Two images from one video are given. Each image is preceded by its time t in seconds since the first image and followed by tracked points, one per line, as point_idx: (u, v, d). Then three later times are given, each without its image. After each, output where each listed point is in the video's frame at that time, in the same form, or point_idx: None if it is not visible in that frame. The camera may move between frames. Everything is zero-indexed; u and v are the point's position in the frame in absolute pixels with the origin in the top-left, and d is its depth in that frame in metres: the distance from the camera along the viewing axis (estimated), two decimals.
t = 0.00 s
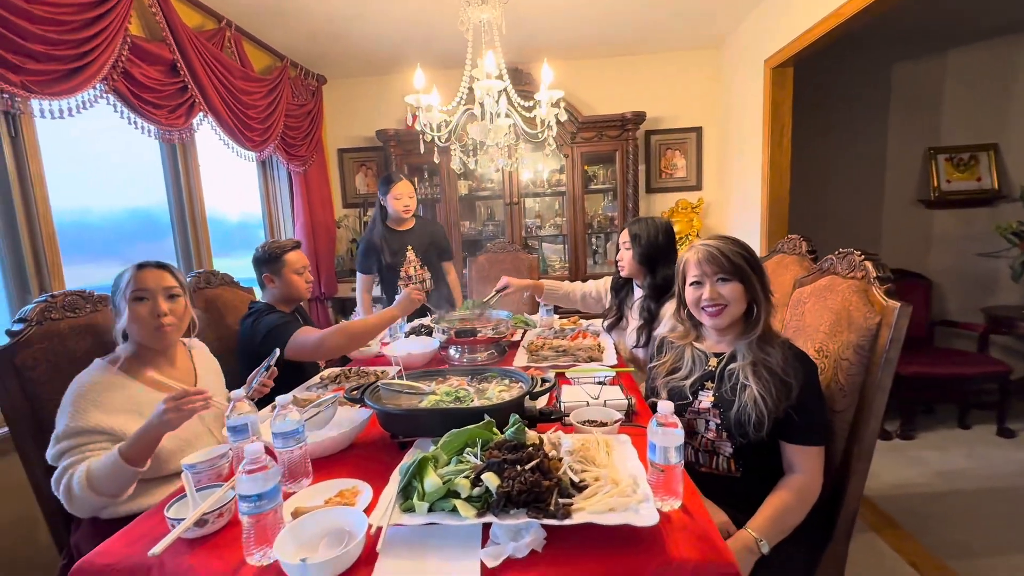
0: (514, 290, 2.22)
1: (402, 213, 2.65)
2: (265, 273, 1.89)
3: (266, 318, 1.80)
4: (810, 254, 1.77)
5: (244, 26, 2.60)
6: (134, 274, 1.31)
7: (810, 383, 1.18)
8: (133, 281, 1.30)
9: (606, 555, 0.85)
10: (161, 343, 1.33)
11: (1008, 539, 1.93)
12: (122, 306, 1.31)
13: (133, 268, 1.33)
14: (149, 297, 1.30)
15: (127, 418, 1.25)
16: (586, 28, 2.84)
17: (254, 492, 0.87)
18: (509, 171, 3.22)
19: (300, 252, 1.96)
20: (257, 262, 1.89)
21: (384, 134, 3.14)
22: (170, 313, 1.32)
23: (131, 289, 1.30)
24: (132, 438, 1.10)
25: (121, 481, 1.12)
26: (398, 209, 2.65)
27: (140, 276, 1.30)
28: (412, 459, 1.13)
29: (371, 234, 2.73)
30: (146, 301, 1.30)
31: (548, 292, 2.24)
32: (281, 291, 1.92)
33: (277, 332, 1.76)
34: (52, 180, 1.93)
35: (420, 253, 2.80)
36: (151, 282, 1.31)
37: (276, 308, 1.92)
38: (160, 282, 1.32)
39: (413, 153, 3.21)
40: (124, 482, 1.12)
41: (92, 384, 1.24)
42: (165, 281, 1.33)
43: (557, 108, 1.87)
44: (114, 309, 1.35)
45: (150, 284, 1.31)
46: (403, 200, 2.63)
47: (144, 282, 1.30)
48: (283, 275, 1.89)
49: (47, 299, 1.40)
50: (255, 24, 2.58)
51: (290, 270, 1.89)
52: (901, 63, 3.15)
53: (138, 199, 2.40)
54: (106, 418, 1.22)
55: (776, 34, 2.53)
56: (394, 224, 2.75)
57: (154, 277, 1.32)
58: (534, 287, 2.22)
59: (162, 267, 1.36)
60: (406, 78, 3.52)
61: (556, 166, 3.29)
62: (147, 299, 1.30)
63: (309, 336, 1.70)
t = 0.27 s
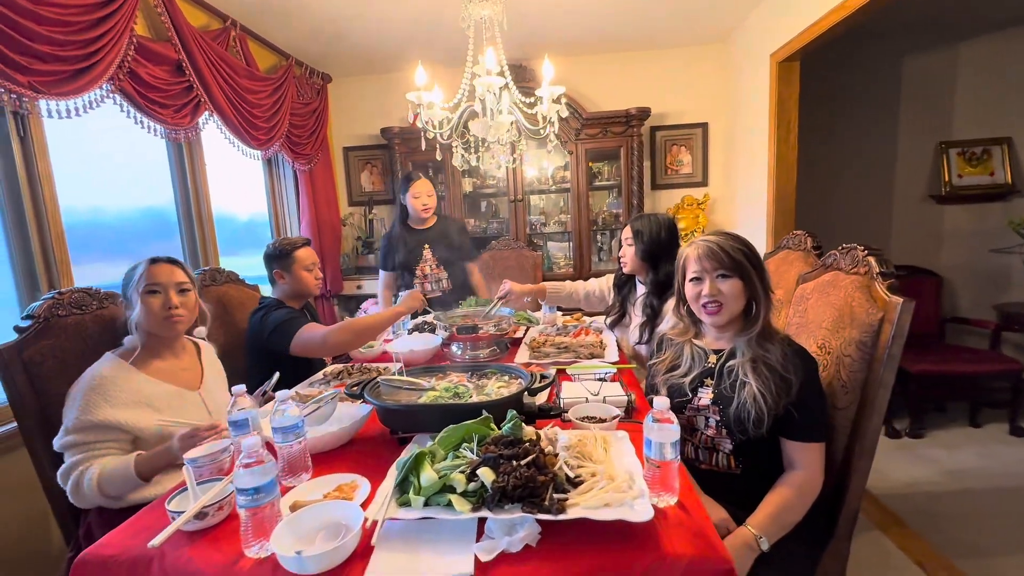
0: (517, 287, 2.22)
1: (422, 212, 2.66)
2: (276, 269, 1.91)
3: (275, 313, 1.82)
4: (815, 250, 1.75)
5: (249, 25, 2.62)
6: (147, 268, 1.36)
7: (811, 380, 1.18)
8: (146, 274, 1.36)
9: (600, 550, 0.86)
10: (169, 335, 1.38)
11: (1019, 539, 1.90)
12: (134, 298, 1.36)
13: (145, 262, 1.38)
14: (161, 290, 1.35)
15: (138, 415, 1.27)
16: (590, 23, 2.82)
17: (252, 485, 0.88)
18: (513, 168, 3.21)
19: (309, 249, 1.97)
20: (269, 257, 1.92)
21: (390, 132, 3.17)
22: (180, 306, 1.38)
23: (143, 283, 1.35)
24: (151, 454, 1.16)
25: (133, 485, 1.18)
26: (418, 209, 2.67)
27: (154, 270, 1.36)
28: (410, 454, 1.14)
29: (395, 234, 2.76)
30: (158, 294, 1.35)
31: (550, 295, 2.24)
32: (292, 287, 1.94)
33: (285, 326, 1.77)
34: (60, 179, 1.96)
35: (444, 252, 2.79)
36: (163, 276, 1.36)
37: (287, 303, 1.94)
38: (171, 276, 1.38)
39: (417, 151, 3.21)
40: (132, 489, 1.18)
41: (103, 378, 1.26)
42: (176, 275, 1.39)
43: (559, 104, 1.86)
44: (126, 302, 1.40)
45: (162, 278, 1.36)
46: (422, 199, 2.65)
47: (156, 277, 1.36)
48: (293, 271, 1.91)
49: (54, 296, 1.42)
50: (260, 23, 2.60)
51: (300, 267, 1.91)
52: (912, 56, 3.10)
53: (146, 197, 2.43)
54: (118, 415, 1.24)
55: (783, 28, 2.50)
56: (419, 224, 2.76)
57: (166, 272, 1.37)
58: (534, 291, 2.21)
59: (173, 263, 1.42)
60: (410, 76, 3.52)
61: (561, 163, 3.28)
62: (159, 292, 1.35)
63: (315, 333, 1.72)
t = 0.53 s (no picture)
0: (520, 284, 2.22)
1: (462, 212, 2.72)
2: (286, 267, 1.94)
3: (283, 310, 1.85)
4: (820, 247, 1.73)
5: (255, 26, 2.64)
6: (174, 268, 1.38)
7: (810, 378, 1.18)
8: (174, 274, 1.38)
9: (595, 546, 0.86)
10: (186, 337, 1.40)
11: None
12: (156, 296, 1.37)
13: (172, 261, 1.40)
14: (187, 291, 1.38)
15: (153, 405, 1.30)
16: (594, 20, 2.81)
17: (253, 479, 0.90)
18: (518, 166, 3.22)
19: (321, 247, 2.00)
20: (280, 255, 1.94)
21: (395, 131, 3.18)
22: (203, 308, 1.41)
23: (169, 282, 1.37)
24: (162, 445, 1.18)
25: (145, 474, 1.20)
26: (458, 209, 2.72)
27: (182, 271, 1.39)
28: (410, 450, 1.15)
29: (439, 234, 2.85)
30: (183, 295, 1.38)
31: (553, 290, 2.24)
32: (302, 284, 1.97)
33: (293, 322, 1.79)
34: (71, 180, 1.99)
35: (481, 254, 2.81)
36: (190, 277, 1.39)
37: (296, 301, 1.97)
38: (197, 277, 1.41)
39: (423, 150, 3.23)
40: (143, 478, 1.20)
41: (122, 369, 1.29)
42: (202, 277, 1.42)
43: (562, 103, 1.86)
44: (144, 297, 1.41)
45: (189, 280, 1.39)
46: (460, 200, 2.70)
47: (184, 278, 1.38)
48: (304, 269, 1.93)
49: (64, 295, 1.45)
50: (266, 24, 2.62)
51: (310, 265, 1.93)
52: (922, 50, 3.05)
53: (155, 197, 2.47)
54: (134, 404, 1.27)
55: (789, 23, 2.48)
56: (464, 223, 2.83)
57: (192, 273, 1.40)
58: (537, 285, 2.21)
59: (198, 264, 1.45)
60: (416, 75, 3.54)
61: (566, 161, 3.28)
62: (185, 293, 1.38)
63: (321, 331, 1.74)
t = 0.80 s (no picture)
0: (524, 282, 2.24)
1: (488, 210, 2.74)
2: (296, 266, 1.98)
3: (292, 309, 1.89)
4: (822, 246, 1.73)
5: (264, 29, 2.69)
6: (198, 272, 1.41)
7: (807, 378, 1.18)
8: (199, 278, 1.41)
9: (587, 542, 0.88)
10: (201, 334, 1.45)
11: None
12: (179, 295, 1.40)
13: (197, 263, 1.43)
14: (209, 295, 1.42)
15: (162, 401, 1.35)
16: (599, 19, 2.82)
17: (257, 473, 0.93)
18: (523, 166, 3.24)
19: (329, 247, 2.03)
20: (289, 255, 1.98)
21: (403, 131, 3.22)
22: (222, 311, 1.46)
23: (192, 285, 1.40)
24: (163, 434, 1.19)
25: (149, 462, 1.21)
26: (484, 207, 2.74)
27: (207, 275, 1.42)
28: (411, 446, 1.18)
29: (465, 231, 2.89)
30: (205, 298, 1.41)
31: (556, 282, 2.26)
32: (310, 283, 2.01)
33: (301, 321, 1.83)
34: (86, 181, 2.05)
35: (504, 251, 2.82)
36: (215, 283, 1.43)
37: (305, 299, 2.01)
38: (220, 280, 1.44)
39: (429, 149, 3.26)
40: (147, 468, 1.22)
41: (136, 366, 1.34)
42: (225, 282, 1.46)
43: (564, 103, 1.88)
44: (162, 294, 1.43)
45: (211, 284, 1.43)
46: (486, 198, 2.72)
47: (208, 283, 1.42)
48: (312, 269, 1.97)
49: (79, 294, 1.51)
50: (274, 27, 2.67)
51: (319, 264, 1.97)
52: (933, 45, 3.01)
53: (168, 198, 2.52)
54: (144, 400, 1.31)
55: (795, 21, 2.47)
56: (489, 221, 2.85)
57: (216, 277, 1.44)
58: (541, 277, 2.23)
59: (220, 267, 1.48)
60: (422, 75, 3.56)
61: (571, 160, 3.29)
62: (208, 297, 1.42)
63: (329, 328, 1.78)
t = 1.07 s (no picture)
0: (526, 280, 2.26)
1: (500, 209, 2.76)
2: (301, 265, 2.01)
3: (297, 306, 1.91)
4: (824, 246, 1.73)
5: (271, 30, 2.73)
6: (193, 267, 1.46)
7: (803, 378, 1.19)
8: (195, 272, 1.46)
9: (578, 537, 0.90)
10: (201, 331, 1.49)
11: None
12: (177, 291, 1.45)
13: (192, 259, 1.49)
14: (206, 289, 1.47)
15: (171, 399, 1.38)
16: (604, 18, 2.82)
17: (258, 467, 0.95)
18: (527, 164, 3.25)
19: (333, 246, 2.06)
20: (294, 253, 2.01)
21: (408, 130, 3.24)
22: (219, 305, 1.50)
23: (189, 280, 1.45)
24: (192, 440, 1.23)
25: (167, 466, 1.24)
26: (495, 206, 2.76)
27: (203, 270, 1.47)
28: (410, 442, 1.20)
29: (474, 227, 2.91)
30: (202, 292, 1.46)
31: (557, 282, 2.27)
32: (315, 281, 2.04)
33: (306, 318, 1.86)
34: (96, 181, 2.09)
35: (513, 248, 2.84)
36: (210, 276, 1.48)
37: (309, 297, 2.04)
38: (215, 275, 1.49)
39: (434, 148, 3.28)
40: (161, 471, 1.24)
41: (148, 364, 1.37)
42: (220, 276, 1.51)
43: (565, 103, 1.89)
44: (162, 293, 1.48)
45: (207, 278, 1.48)
46: (499, 197, 2.73)
47: (204, 277, 1.47)
48: (317, 266, 2.00)
49: (91, 291, 1.56)
50: (281, 28, 2.70)
51: (323, 263, 2.00)
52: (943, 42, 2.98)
53: (177, 196, 2.57)
54: (155, 398, 1.34)
55: (801, 18, 2.45)
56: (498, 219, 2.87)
57: (211, 272, 1.49)
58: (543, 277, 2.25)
59: (214, 262, 1.53)
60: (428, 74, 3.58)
61: (576, 159, 3.30)
62: (204, 290, 1.46)
63: (334, 324, 1.80)
